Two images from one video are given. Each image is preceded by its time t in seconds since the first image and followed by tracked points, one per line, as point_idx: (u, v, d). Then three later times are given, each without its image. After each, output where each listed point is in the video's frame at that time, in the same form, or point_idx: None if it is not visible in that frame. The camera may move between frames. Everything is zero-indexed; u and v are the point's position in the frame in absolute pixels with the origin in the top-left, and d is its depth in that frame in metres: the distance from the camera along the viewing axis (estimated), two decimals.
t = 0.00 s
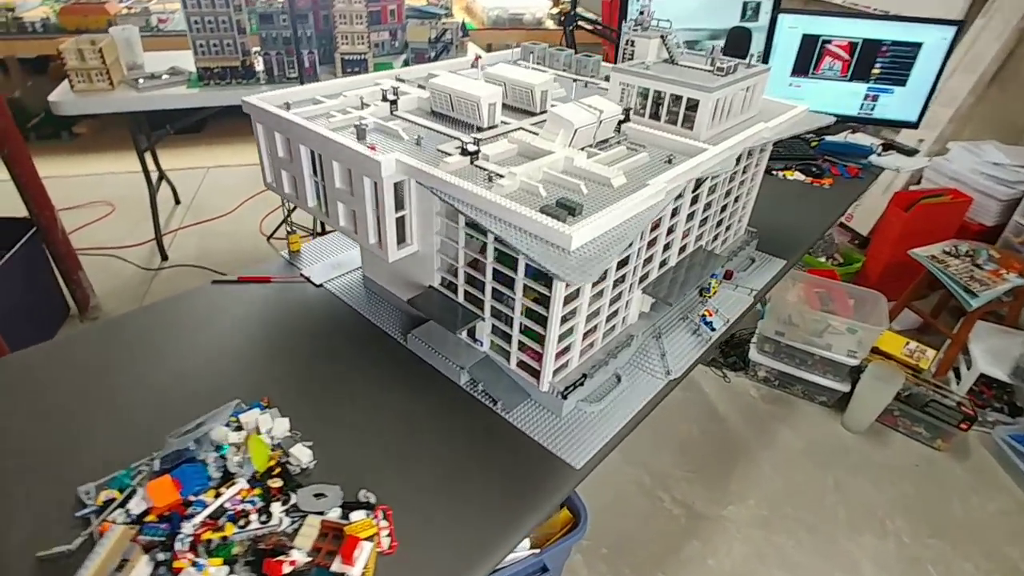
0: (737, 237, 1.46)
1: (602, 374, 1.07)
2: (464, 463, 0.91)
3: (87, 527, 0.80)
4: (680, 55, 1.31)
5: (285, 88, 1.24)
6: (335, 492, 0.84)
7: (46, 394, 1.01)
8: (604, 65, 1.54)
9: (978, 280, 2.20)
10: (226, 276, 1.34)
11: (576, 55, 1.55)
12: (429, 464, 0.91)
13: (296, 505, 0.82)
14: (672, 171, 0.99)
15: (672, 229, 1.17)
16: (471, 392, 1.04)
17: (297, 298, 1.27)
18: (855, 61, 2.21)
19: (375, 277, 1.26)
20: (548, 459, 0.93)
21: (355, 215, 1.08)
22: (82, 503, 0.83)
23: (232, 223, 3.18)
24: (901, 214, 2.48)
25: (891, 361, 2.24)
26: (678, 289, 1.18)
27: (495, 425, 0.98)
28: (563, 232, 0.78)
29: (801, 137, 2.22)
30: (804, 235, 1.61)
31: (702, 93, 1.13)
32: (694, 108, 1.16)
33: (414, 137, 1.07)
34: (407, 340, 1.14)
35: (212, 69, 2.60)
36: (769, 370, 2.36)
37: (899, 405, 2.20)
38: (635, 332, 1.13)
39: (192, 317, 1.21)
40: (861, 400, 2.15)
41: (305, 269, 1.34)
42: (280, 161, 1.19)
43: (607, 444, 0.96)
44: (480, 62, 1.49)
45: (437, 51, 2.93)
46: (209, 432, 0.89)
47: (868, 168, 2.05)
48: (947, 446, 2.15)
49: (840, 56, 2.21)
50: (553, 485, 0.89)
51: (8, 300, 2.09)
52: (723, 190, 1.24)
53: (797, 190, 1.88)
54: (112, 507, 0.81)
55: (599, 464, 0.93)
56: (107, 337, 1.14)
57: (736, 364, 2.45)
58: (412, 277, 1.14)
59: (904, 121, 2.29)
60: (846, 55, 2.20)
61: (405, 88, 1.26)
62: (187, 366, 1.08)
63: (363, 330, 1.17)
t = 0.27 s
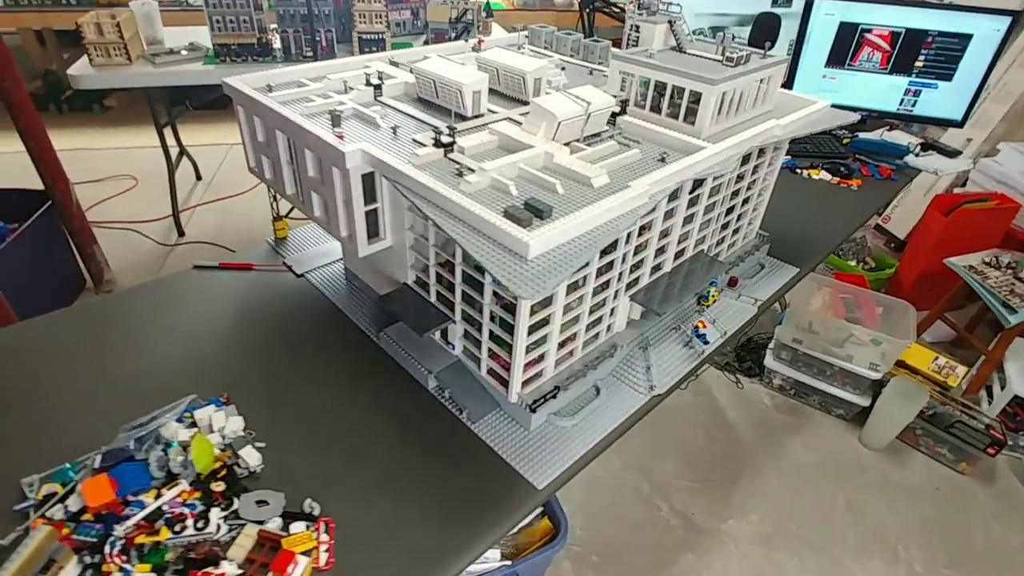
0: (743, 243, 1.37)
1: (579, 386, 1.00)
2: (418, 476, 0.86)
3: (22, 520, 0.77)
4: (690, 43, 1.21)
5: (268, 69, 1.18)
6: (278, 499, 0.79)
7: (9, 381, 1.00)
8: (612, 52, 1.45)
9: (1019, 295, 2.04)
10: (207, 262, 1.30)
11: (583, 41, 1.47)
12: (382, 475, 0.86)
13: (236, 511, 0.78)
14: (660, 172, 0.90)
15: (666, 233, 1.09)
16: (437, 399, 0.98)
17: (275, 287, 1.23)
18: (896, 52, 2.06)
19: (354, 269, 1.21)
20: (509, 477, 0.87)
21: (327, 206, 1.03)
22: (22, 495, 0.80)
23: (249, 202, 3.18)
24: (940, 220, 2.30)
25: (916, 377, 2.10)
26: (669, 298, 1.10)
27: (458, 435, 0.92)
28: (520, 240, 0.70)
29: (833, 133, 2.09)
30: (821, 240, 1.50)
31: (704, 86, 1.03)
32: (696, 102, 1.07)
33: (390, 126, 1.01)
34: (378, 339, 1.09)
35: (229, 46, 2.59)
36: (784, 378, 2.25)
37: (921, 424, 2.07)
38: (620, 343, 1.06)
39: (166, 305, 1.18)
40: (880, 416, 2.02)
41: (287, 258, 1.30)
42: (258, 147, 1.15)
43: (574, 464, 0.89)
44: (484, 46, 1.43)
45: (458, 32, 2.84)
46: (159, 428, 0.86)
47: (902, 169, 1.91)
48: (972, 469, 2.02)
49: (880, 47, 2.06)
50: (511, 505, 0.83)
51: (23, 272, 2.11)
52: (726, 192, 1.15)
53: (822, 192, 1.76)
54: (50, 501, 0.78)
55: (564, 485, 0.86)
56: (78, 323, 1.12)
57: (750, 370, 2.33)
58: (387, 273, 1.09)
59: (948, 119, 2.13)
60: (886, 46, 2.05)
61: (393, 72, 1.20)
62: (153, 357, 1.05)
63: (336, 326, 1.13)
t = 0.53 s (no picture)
0: (752, 261, 1.29)
1: (559, 408, 0.95)
2: (382, 497, 0.83)
3: None
4: (703, 47, 1.15)
5: (264, 64, 1.16)
6: (230, 513, 0.77)
7: None
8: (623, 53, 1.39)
9: None
10: (200, 258, 1.29)
11: (595, 42, 1.41)
12: (343, 492, 0.83)
13: (186, 523, 0.76)
14: (652, 185, 0.84)
15: (663, 249, 1.02)
16: (410, 413, 0.94)
17: (264, 286, 1.21)
18: (939, 60, 1.92)
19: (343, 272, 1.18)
20: (475, 502, 0.83)
21: (311, 209, 1.00)
22: None
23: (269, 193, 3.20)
24: (979, 239, 2.17)
25: (942, 405, 1.94)
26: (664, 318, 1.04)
27: (427, 452, 0.88)
28: (484, 258, 0.65)
29: (865, 144, 1.98)
30: (840, 259, 1.41)
31: (710, 94, 0.97)
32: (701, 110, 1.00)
33: (376, 128, 0.97)
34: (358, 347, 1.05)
35: (253, 38, 2.59)
36: (801, 399, 2.15)
37: (944, 454, 1.96)
38: (608, 363, 1.00)
39: (151, 299, 1.16)
40: (901, 446, 1.92)
41: (280, 257, 1.28)
42: (251, 143, 1.13)
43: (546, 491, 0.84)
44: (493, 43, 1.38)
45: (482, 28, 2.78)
46: (120, 430, 0.84)
47: (937, 185, 1.80)
48: (996, 505, 1.90)
49: (922, 55, 1.93)
50: (473, 534, 0.79)
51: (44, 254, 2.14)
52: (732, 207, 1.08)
53: (848, 207, 1.66)
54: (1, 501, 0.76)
55: (531, 515, 0.81)
56: (62, 313, 1.11)
57: (767, 388, 2.24)
58: (370, 280, 1.06)
59: (994, 133, 1.98)
60: (929, 53, 1.92)
61: (390, 70, 1.16)
62: (131, 354, 1.04)
63: (318, 330, 1.10)
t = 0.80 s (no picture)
0: (749, 289, 1.23)
1: (522, 434, 0.90)
2: (322, 516, 0.79)
3: None
4: (705, 62, 1.09)
5: (253, 65, 1.15)
6: (161, 523, 0.75)
7: None
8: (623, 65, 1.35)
9: None
10: (185, 256, 1.29)
11: (600, 54, 1.37)
12: (283, 507, 0.80)
13: (116, 530, 0.73)
14: (625, 205, 0.79)
15: (646, 272, 0.97)
16: (366, 430, 0.91)
17: (243, 287, 1.20)
18: (977, 84, 1.78)
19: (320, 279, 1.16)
20: (419, 528, 0.79)
21: (282, 214, 0.98)
22: None
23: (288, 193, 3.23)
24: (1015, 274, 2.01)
25: (962, 449, 1.80)
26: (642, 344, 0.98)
27: (376, 471, 0.85)
28: (420, 274, 0.61)
29: (891, 170, 1.88)
30: (848, 290, 1.33)
31: (700, 111, 0.91)
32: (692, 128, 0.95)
33: (350, 133, 0.94)
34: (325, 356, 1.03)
35: (278, 40, 2.60)
36: (811, 433, 2.04)
37: (963, 502, 1.84)
38: (578, 389, 0.95)
39: (129, 294, 1.16)
40: (914, 487, 1.80)
41: (264, 258, 1.27)
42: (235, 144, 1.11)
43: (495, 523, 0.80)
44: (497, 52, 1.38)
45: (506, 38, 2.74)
46: (68, 429, 0.83)
47: (967, 217, 1.68)
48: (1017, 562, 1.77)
49: (957, 78, 1.79)
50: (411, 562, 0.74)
51: (62, 242, 2.17)
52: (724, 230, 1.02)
53: (865, 235, 1.57)
54: None
55: (476, 546, 0.77)
56: (39, 301, 1.11)
57: (776, 418, 2.15)
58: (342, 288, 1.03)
59: None
60: (966, 76, 1.78)
61: (379, 75, 1.14)
62: (97, 347, 1.03)
63: (288, 336, 1.08)
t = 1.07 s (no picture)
0: (735, 321, 1.16)
1: (465, 458, 0.86)
2: (244, 530, 0.78)
3: None
4: (695, 83, 1.05)
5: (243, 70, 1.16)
6: (83, 519, 0.74)
7: None
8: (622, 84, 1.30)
9: None
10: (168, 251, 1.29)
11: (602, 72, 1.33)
12: (209, 517, 0.78)
13: (38, 523, 0.73)
14: (575, 227, 0.75)
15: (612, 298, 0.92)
16: (308, 442, 0.89)
17: (218, 285, 1.19)
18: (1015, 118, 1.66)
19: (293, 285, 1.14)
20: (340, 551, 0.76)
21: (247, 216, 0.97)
22: None
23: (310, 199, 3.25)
24: None
25: (980, 506, 1.67)
26: (604, 373, 0.93)
27: (311, 488, 0.83)
28: (331, 286, 0.59)
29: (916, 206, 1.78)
30: (846, 326, 1.25)
31: (673, 133, 0.87)
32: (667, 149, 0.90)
33: (318, 139, 0.93)
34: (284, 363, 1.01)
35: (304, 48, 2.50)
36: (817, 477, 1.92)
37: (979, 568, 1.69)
38: (532, 416, 0.91)
39: (106, 279, 1.16)
40: (923, 545, 1.66)
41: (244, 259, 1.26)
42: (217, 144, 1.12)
43: (422, 550, 0.76)
44: (498, 66, 1.39)
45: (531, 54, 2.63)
46: (13, 417, 0.84)
47: (995, 258, 1.56)
48: None
49: (991, 112, 1.68)
50: None
51: (85, 234, 2.20)
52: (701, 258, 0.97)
53: (877, 271, 1.48)
54: None
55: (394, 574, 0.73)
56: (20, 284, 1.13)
57: (782, 458, 1.99)
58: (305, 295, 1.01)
59: None
60: (1002, 111, 1.67)
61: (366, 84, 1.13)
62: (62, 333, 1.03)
63: (255, 338, 1.07)
